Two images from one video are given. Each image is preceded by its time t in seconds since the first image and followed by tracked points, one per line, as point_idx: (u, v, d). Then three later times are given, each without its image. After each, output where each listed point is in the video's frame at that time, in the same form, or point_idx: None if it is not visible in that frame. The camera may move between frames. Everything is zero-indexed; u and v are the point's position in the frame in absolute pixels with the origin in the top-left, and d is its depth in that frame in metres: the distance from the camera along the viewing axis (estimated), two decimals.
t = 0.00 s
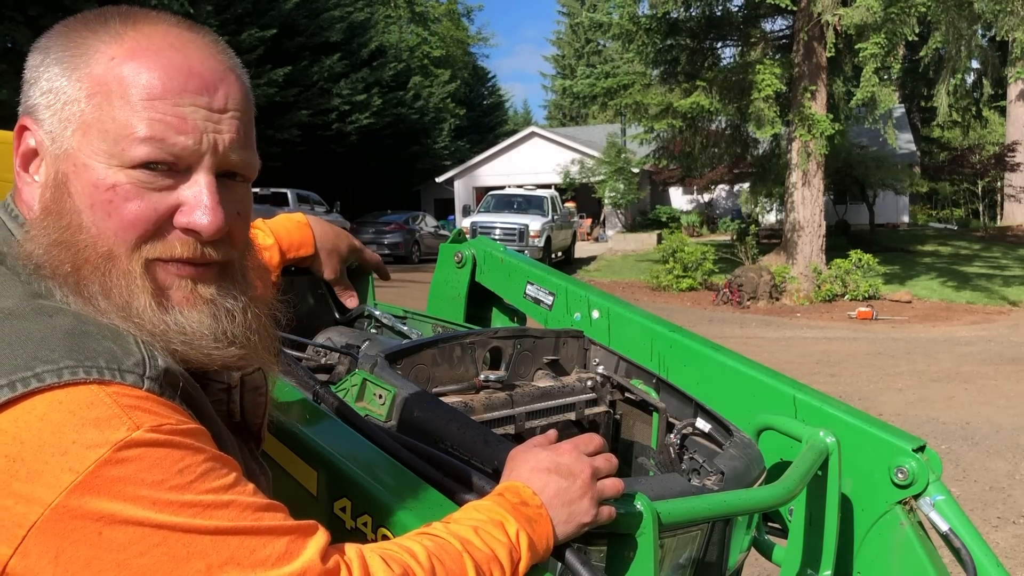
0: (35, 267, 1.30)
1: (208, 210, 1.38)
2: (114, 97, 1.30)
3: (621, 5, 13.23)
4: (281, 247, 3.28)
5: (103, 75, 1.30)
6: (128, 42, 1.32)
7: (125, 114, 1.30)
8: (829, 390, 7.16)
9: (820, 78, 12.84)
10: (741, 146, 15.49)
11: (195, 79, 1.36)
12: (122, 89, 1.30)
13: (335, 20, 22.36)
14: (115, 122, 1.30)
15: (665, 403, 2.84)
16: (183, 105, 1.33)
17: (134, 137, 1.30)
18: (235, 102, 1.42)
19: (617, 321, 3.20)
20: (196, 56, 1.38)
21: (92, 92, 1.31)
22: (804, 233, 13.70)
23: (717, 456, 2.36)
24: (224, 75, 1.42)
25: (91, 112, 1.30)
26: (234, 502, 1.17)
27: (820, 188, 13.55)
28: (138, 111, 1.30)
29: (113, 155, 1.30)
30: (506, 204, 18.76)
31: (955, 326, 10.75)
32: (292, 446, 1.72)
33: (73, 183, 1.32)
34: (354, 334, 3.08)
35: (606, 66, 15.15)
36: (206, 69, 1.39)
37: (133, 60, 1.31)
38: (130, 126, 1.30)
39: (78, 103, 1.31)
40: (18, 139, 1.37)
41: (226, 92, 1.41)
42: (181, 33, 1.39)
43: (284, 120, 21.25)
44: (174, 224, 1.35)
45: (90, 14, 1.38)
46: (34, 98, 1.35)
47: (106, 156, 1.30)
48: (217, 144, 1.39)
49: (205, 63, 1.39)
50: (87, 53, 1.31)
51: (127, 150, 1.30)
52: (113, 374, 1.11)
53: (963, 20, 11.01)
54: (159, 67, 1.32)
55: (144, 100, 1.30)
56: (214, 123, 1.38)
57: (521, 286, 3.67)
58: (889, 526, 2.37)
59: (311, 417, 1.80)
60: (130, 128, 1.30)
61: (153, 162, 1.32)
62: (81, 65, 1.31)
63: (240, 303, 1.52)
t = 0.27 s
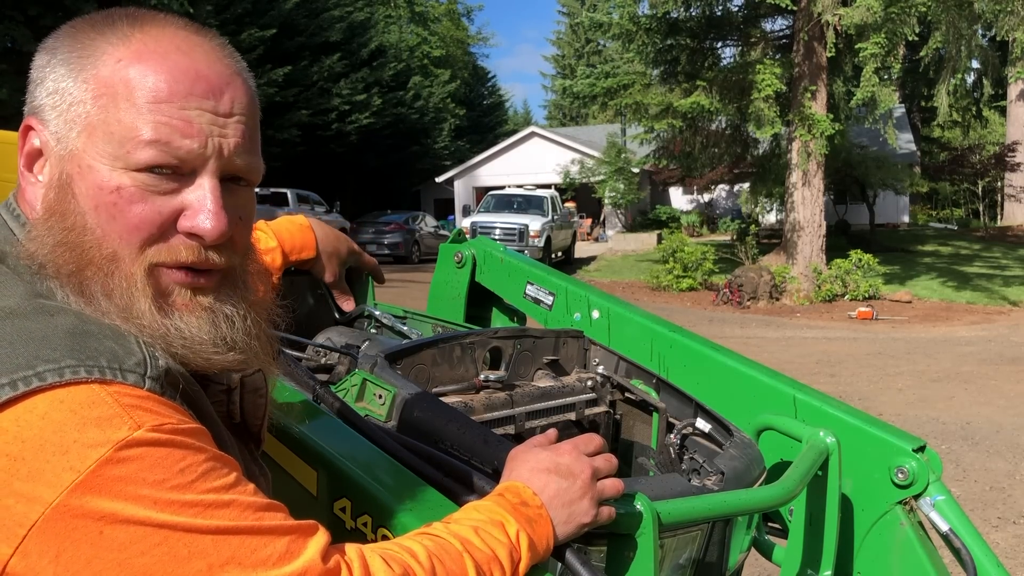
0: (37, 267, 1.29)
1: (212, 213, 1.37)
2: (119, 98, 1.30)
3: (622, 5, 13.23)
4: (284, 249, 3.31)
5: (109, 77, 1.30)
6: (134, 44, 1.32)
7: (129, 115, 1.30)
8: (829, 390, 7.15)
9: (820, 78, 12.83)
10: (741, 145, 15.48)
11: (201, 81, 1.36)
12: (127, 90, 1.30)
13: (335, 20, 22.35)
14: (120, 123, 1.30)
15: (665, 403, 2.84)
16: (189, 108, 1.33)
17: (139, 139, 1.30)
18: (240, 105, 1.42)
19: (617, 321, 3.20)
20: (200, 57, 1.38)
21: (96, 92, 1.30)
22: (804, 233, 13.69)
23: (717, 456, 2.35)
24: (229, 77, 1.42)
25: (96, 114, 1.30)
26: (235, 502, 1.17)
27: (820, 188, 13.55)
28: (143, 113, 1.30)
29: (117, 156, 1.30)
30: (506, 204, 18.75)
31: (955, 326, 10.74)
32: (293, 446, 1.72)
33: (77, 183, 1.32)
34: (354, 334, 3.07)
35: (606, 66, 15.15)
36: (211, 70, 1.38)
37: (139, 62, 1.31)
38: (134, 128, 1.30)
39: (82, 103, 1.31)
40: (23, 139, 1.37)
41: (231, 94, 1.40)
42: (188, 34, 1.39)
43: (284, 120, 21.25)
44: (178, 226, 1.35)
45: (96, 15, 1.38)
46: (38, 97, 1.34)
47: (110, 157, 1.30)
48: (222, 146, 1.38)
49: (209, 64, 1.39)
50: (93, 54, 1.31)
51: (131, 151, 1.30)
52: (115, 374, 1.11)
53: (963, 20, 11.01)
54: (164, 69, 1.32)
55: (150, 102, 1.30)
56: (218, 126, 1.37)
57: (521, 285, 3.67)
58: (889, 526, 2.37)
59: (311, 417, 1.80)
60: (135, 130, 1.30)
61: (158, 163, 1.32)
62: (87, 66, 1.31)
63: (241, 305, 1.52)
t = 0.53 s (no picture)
0: (38, 266, 1.30)
1: (211, 212, 1.37)
2: (118, 98, 1.30)
3: (621, 5, 13.23)
4: (282, 248, 3.30)
5: (108, 76, 1.30)
6: (133, 44, 1.32)
7: (128, 115, 1.30)
8: (829, 390, 7.16)
9: (820, 77, 12.83)
10: (741, 146, 15.49)
11: (200, 81, 1.36)
12: (127, 90, 1.30)
13: (335, 20, 22.35)
14: (119, 123, 1.30)
15: (665, 403, 2.84)
16: (188, 108, 1.33)
17: (138, 139, 1.30)
18: (240, 105, 1.42)
19: (617, 321, 3.20)
20: (199, 57, 1.38)
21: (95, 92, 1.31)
22: (804, 233, 13.69)
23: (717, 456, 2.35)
24: (229, 78, 1.42)
25: (95, 114, 1.30)
26: (234, 503, 1.17)
27: (820, 188, 13.55)
28: (143, 113, 1.30)
29: (116, 156, 1.30)
30: (506, 204, 18.75)
31: (955, 326, 10.74)
32: (293, 446, 1.72)
33: (76, 183, 1.32)
34: (354, 334, 3.08)
35: (606, 66, 15.14)
36: (211, 71, 1.38)
37: (138, 62, 1.31)
38: (134, 127, 1.30)
39: (81, 103, 1.31)
40: (23, 138, 1.37)
41: (230, 94, 1.40)
42: (187, 34, 1.39)
43: (284, 120, 21.25)
44: (177, 226, 1.35)
45: (96, 15, 1.38)
46: (38, 97, 1.35)
47: (109, 157, 1.30)
48: (220, 146, 1.38)
49: (208, 63, 1.39)
50: (93, 54, 1.31)
51: (130, 151, 1.30)
52: (114, 374, 1.11)
53: (963, 20, 11.01)
54: (163, 69, 1.32)
55: (149, 101, 1.30)
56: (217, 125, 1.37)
57: (521, 285, 3.67)
58: (889, 526, 2.37)
59: (312, 416, 1.81)
60: (134, 129, 1.30)
61: (157, 163, 1.32)
62: (86, 66, 1.31)
63: (239, 305, 1.51)
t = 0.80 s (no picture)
0: (27, 262, 1.30)
1: (199, 206, 1.37)
2: (105, 92, 1.30)
3: (622, 6, 13.24)
4: (281, 246, 3.28)
5: (94, 70, 1.30)
6: (119, 37, 1.32)
7: (115, 109, 1.30)
8: (829, 390, 7.15)
9: (820, 77, 12.83)
10: (741, 145, 15.50)
11: (186, 74, 1.35)
12: (113, 83, 1.30)
13: (335, 20, 22.35)
14: (106, 117, 1.30)
15: (665, 403, 2.84)
16: (174, 101, 1.33)
17: (125, 133, 1.30)
18: (227, 98, 1.42)
19: (617, 321, 3.20)
20: (185, 50, 1.38)
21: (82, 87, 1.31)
22: (804, 233, 13.70)
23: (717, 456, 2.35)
24: (216, 70, 1.41)
25: (82, 108, 1.31)
26: (226, 498, 1.17)
27: (820, 188, 13.55)
28: (129, 107, 1.30)
29: (103, 150, 1.30)
30: (506, 204, 18.75)
31: (955, 326, 10.74)
32: (292, 445, 1.72)
33: (65, 178, 1.32)
34: (354, 334, 3.08)
35: (606, 66, 15.14)
36: (198, 64, 1.38)
37: (124, 55, 1.31)
38: (120, 122, 1.30)
39: (68, 98, 1.31)
40: (12, 134, 1.37)
41: (217, 86, 1.40)
42: (174, 27, 1.39)
43: (284, 120, 21.26)
44: (165, 220, 1.35)
45: (83, 9, 1.38)
46: (26, 93, 1.35)
47: (96, 152, 1.30)
48: (208, 139, 1.38)
49: (194, 57, 1.38)
50: (79, 48, 1.31)
51: (117, 146, 1.30)
52: (102, 371, 1.11)
53: (963, 20, 11.01)
54: (149, 62, 1.32)
55: (135, 95, 1.30)
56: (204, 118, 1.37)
57: (521, 286, 3.67)
58: (890, 526, 2.37)
59: (309, 416, 1.81)
60: (120, 124, 1.30)
61: (144, 157, 1.32)
62: (73, 60, 1.31)
63: (232, 300, 1.51)
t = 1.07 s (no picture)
0: (32, 259, 1.30)
1: (204, 204, 1.37)
2: (110, 90, 1.30)
3: (622, 5, 13.23)
4: (279, 246, 3.27)
5: (100, 68, 1.30)
6: (125, 36, 1.32)
7: (121, 106, 1.30)
8: (829, 390, 7.16)
9: (821, 77, 12.83)
10: (741, 145, 15.49)
11: (192, 72, 1.36)
12: (118, 82, 1.30)
13: (335, 20, 22.35)
14: (111, 115, 1.30)
15: (664, 403, 2.84)
16: (179, 100, 1.33)
17: (130, 131, 1.30)
18: (233, 97, 1.42)
19: (617, 321, 3.20)
20: (190, 48, 1.38)
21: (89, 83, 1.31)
22: (804, 233, 13.70)
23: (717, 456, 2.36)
24: (221, 69, 1.41)
25: (87, 106, 1.31)
26: (229, 496, 1.17)
27: (820, 188, 13.55)
28: (135, 105, 1.30)
29: (108, 148, 1.30)
30: (506, 204, 18.76)
31: (955, 326, 10.74)
32: (294, 446, 1.72)
33: (70, 176, 1.32)
34: (353, 334, 3.08)
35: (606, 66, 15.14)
36: (203, 62, 1.38)
37: (130, 53, 1.31)
38: (126, 120, 1.30)
39: (74, 96, 1.32)
40: (18, 133, 1.38)
41: (222, 84, 1.40)
42: (180, 26, 1.39)
43: (284, 120, 21.27)
44: (171, 219, 1.35)
45: (90, 8, 1.39)
46: (32, 91, 1.35)
47: (101, 150, 1.30)
48: (213, 138, 1.38)
49: (201, 55, 1.38)
50: (85, 47, 1.32)
51: (122, 144, 1.30)
52: (106, 366, 1.11)
53: (963, 20, 11.00)
54: (155, 60, 1.32)
55: (141, 94, 1.30)
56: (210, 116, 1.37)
57: (521, 285, 3.67)
58: (890, 526, 2.37)
59: (311, 417, 1.81)
60: (126, 122, 1.30)
61: (149, 156, 1.32)
62: (79, 58, 1.31)
63: (237, 300, 1.52)
